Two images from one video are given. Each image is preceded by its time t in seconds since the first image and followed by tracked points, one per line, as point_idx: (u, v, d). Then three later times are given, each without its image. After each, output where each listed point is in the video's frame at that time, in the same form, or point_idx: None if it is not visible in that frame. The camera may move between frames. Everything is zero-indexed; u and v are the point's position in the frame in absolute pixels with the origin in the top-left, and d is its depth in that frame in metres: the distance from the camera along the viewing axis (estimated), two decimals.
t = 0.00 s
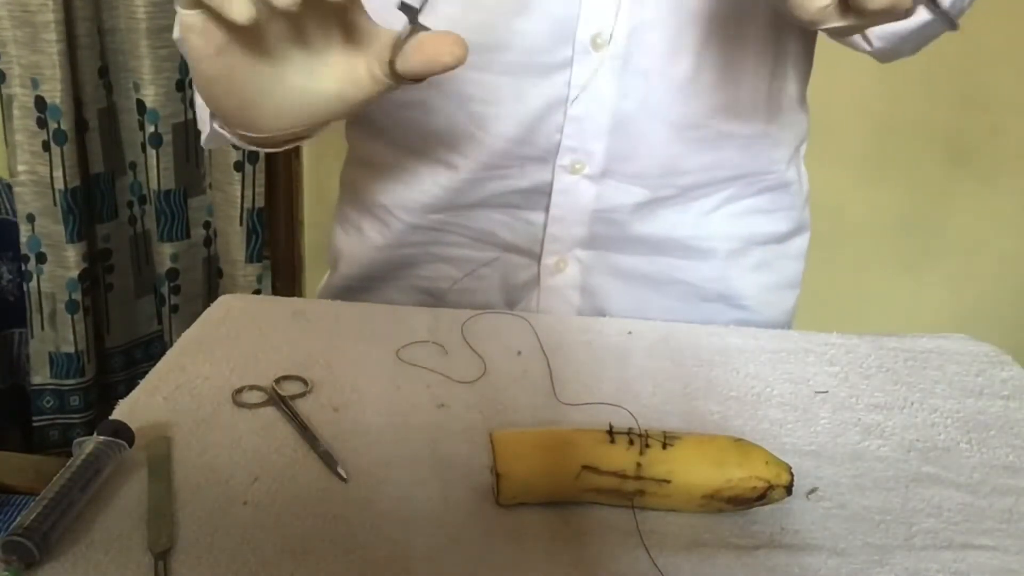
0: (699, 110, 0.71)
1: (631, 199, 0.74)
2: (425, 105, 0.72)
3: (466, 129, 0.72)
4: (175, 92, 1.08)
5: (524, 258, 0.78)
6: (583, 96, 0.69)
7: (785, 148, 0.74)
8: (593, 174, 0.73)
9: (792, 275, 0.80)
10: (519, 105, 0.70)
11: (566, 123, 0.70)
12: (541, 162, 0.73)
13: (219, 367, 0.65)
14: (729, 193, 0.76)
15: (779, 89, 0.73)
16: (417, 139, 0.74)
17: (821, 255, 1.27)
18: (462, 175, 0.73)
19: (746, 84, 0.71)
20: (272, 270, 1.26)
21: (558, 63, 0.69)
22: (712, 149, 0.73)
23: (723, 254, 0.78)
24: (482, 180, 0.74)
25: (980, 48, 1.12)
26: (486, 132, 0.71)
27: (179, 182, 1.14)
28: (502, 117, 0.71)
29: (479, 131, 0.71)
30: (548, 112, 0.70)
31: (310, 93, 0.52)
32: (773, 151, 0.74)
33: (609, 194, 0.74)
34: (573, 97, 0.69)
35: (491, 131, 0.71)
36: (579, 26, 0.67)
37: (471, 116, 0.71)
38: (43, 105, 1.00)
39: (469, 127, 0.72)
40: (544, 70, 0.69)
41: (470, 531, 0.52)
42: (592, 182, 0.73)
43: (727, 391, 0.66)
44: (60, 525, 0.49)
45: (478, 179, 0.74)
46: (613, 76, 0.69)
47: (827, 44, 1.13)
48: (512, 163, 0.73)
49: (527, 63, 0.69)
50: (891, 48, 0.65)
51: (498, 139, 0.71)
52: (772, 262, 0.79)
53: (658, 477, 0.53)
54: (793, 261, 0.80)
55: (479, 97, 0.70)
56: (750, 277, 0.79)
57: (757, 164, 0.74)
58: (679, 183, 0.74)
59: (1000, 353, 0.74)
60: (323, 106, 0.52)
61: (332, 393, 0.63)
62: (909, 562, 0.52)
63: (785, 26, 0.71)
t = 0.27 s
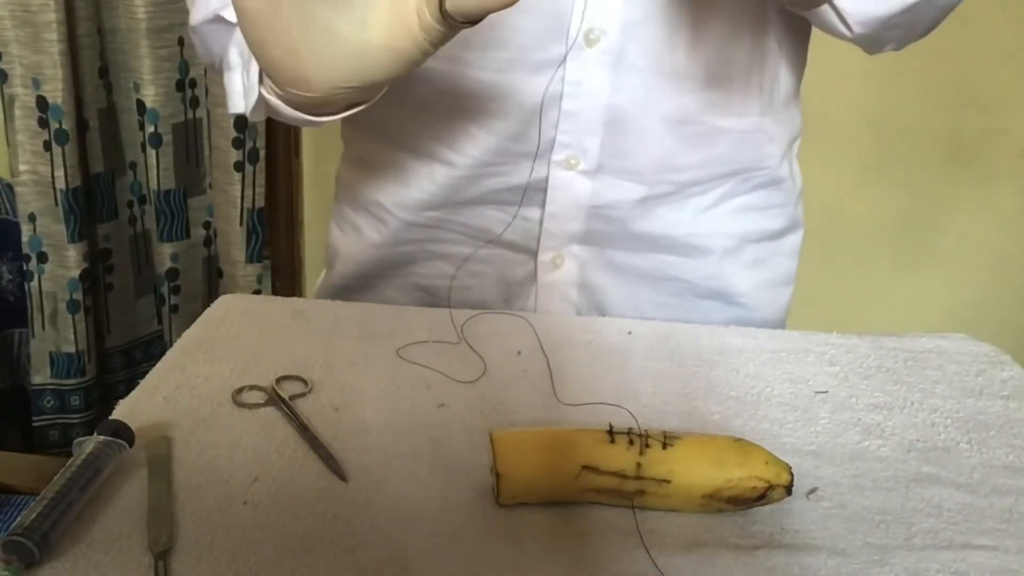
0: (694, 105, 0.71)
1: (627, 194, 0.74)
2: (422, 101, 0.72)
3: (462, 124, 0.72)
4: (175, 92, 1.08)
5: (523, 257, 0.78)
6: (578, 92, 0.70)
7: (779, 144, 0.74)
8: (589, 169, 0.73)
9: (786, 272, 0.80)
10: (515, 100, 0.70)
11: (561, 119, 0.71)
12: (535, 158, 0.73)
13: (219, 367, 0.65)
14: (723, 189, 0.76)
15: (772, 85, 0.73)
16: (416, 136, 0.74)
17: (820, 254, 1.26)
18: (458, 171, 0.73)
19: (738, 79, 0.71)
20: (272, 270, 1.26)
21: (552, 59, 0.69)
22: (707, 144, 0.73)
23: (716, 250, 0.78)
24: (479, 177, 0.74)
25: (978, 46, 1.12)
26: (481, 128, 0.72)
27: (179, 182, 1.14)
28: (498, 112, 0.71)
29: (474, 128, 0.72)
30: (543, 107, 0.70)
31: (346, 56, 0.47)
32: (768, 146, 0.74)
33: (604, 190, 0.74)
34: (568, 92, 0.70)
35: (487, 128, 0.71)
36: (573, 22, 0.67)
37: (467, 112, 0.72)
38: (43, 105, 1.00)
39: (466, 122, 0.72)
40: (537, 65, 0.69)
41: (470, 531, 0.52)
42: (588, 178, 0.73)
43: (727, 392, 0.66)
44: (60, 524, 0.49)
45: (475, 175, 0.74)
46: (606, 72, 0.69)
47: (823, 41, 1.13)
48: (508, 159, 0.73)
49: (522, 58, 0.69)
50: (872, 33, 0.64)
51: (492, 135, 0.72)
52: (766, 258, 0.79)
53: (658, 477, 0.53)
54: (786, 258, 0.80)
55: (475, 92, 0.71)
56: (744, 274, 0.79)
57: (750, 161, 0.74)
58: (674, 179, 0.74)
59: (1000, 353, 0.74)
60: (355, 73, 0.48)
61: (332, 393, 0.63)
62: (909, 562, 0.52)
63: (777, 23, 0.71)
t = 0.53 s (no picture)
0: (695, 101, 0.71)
1: (627, 190, 0.74)
2: (422, 98, 0.72)
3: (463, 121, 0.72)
4: (175, 92, 1.08)
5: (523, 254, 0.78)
6: (579, 89, 0.70)
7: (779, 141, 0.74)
8: (590, 167, 0.73)
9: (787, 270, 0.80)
10: (516, 97, 0.70)
11: (562, 116, 0.71)
12: (536, 155, 0.73)
13: (219, 366, 0.65)
14: (723, 185, 0.76)
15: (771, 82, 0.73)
16: (416, 135, 0.74)
17: (820, 254, 1.26)
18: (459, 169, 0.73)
19: (738, 76, 0.71)
20: (272, 270, 1.26)
21: (554, 56, 0.69)
22: (706, 140, 0.73)
23: (715, 246, 0.77)
24: (479, 174, 0.74)
25: (979, 45, 1.12)
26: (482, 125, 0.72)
27: (179, 182, 1.14)
28: (499, 110, 0.71)
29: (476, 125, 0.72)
30: (545, 105, 0.70)
31: (356, 45, 0.48)
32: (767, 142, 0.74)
33: (604, 187, 0.74)
34: (568, 89, 0.70)
35: (488, 125, 0.71)
36: (574, 19, 0.67)
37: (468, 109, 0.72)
38: (43, 105, 1.00)
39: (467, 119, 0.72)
40: (539, 63, 0.69)
41: (470, 531, 0.52)
42: (589, 175, 0.73)
43: (727, 392, 0.66)
44: (60, 524, 0.49)
45: (476, 172, 0.74)
46: (607, 70, 0.69)
47: (824, 40, 1.13)
48: (509, 156, 0.73)
49: (522, 55, 0.69)
50: (868, 31, 0.64)
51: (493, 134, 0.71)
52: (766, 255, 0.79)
53: (658, 477, 0.53)
54: (788, 254, 0.80)
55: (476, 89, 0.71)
56: (744, 270, 0.79)
57: (750, 157, 0.74)
58: (673, 176, 0.74)
59: (1000, 353, 0.74)
60: (365, 62, 0.48)
61: (332, 393, 0.63)
62: (909, 562, 0.52)
63: (774, 21, 0.71)
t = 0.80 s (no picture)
0: (695, 100, 0.71)
1: (627, 189, 0.74)
2: (423, 97, 0.72)
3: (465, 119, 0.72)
4: (175, 92, 1.08)
5: (523, 255, 0.78)
6: (580, 87, 0.70)
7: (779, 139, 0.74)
8: (590, 165, 0.73)
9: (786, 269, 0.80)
10: (517, 95, 0.70)
11: (563, 115, 0.71)
12: (536, 153, 0.72)
13: (219, 366, 0.65)
14: (723, 183, 0.76)
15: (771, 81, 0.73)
16: (417, 134, 0.74)
17: (820, 253, 1.26)
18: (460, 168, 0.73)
19: (739, 74, 0.71)
20: (272, 270, 1.26)
21: (556, 55, 0.69)
22: (706, 139, 0.73)
23: (716, 244, 0.77)
24: (479, 173, 0.74)
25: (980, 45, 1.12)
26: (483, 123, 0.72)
27: (179, 181, 1.14)
28: (499, 109, 0.71)
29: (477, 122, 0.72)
30: (546, 103, 0.70)
31: (366, 43, 0.48)
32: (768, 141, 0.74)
33: (604, 186, 0.74)
34: (569, 88, 0.70)
35: (489, 124, 0.71)
36: (575, 17, 0.67)
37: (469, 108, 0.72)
38: (43, 105, 1.00)
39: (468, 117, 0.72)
40: (540, 62, 0.69)
41: (470, 531, 0.52)
42: (589, 173, 0.73)
43: (727, 392, 0.66)
44: (60, 524, 0.49)
45: (477, 170, 0.74)
46: (608, 68, 0.69)
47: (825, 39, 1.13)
48: (510, 155, 0.73)
49: (523, 53, 0.69)
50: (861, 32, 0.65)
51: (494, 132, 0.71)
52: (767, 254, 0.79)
53: (658, 477, 0.53)
54: (788, 253, 0.80)
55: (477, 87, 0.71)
56: (745, 268, 0.79)
57: (750, 156, 0.74)
58: (673, 174, 0.74)
59: (1000, 353, 0.74)
60: (375, 60, 0.49)
61: (332, 393, 0.63)
62: (909, 562, 0.52)
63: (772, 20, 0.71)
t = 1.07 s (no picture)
0: (695, 100, 0.71)
1: (627, 189, 0.74)
2: (424, 96, 0.72)
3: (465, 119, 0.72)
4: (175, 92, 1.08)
5: (523, 254, 0.78)
6: (580, 87, 0.70)
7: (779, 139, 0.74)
8: (590, 165, 0.73)
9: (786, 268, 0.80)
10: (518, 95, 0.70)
11: (563, 116, 0.71)
12: (536, 153, 0.72)
13: (219, 366, 0.65)
14: (722, 183, 0.76)
15: (771, 81, 0.73)
16: (417, 134, 0.74)
17: (820, 253, 1.26)
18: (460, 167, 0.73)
19: (738, 74, 0.71)
20: (272, 270, 1.26)
21: (557, 55, 0.69)
22: (706, 138, 0.73)
23: (716, 243, 0.77)
24: (479, 172, 0.74)
25: (980, 45, 1.12)
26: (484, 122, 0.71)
27: (180, 181, 1.14)
28: (500, 109, 0.71)
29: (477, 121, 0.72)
30: (547, 103, 0.70)
31: (370, 44, 0.48)
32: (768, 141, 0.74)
33: (604, 185, 0.74)
34: (569, 87, 0.70)
35: (489, 124, 0.71)
36: (575, 18, 0.67)
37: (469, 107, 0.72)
38: (43, 105, 1.00)
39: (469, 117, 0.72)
40: (541, 62, 0.69)
41: (470, 531, 0.52)
42: (589, 173, 0.73)
43: (727, 392, 0.66)
44: (60, 524, 0.49)
45: (477, 169, 0.73)
46: (608, 68, 0.69)
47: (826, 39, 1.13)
48: (510, 154, 0.73)
49: (523, 53, 0.69)
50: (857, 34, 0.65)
51: (494, 131, 0.71)
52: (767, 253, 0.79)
53: (658, 477, 0.53)
54: (787, 253, 0.80)
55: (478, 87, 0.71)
56: (745, 268, 0.79)
57: (749, 156, 0.74)
58: (673, 174, 0.74)
59: (1000, 353, 0.74)
60: (379, 60, 0.49)
61: (332, 393, 0.63)
62: (909, 562, 0.52)
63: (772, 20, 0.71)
